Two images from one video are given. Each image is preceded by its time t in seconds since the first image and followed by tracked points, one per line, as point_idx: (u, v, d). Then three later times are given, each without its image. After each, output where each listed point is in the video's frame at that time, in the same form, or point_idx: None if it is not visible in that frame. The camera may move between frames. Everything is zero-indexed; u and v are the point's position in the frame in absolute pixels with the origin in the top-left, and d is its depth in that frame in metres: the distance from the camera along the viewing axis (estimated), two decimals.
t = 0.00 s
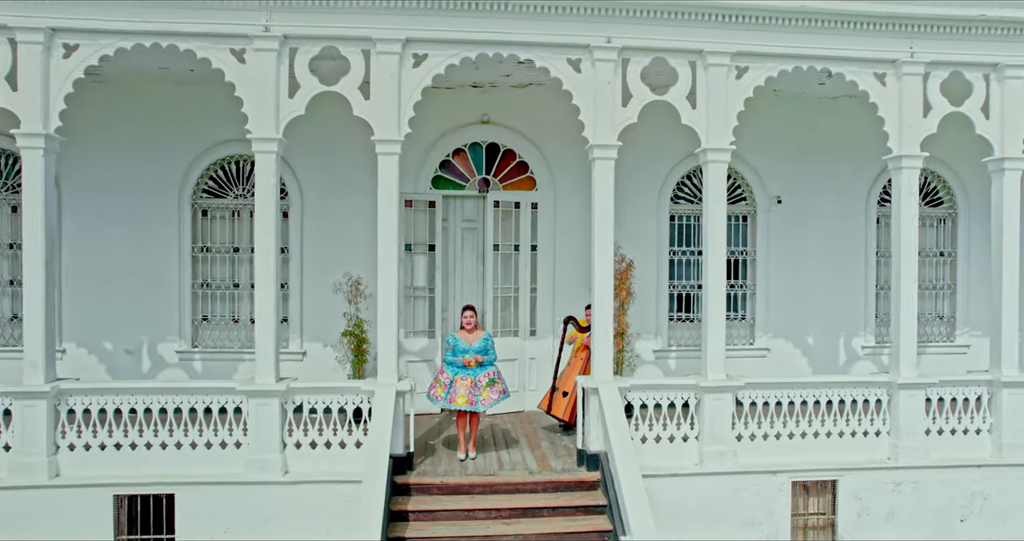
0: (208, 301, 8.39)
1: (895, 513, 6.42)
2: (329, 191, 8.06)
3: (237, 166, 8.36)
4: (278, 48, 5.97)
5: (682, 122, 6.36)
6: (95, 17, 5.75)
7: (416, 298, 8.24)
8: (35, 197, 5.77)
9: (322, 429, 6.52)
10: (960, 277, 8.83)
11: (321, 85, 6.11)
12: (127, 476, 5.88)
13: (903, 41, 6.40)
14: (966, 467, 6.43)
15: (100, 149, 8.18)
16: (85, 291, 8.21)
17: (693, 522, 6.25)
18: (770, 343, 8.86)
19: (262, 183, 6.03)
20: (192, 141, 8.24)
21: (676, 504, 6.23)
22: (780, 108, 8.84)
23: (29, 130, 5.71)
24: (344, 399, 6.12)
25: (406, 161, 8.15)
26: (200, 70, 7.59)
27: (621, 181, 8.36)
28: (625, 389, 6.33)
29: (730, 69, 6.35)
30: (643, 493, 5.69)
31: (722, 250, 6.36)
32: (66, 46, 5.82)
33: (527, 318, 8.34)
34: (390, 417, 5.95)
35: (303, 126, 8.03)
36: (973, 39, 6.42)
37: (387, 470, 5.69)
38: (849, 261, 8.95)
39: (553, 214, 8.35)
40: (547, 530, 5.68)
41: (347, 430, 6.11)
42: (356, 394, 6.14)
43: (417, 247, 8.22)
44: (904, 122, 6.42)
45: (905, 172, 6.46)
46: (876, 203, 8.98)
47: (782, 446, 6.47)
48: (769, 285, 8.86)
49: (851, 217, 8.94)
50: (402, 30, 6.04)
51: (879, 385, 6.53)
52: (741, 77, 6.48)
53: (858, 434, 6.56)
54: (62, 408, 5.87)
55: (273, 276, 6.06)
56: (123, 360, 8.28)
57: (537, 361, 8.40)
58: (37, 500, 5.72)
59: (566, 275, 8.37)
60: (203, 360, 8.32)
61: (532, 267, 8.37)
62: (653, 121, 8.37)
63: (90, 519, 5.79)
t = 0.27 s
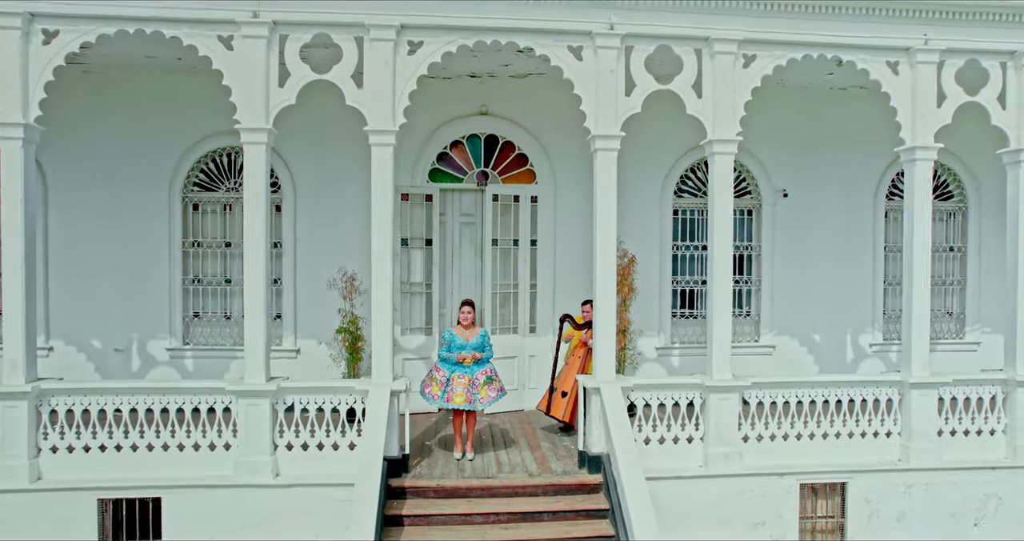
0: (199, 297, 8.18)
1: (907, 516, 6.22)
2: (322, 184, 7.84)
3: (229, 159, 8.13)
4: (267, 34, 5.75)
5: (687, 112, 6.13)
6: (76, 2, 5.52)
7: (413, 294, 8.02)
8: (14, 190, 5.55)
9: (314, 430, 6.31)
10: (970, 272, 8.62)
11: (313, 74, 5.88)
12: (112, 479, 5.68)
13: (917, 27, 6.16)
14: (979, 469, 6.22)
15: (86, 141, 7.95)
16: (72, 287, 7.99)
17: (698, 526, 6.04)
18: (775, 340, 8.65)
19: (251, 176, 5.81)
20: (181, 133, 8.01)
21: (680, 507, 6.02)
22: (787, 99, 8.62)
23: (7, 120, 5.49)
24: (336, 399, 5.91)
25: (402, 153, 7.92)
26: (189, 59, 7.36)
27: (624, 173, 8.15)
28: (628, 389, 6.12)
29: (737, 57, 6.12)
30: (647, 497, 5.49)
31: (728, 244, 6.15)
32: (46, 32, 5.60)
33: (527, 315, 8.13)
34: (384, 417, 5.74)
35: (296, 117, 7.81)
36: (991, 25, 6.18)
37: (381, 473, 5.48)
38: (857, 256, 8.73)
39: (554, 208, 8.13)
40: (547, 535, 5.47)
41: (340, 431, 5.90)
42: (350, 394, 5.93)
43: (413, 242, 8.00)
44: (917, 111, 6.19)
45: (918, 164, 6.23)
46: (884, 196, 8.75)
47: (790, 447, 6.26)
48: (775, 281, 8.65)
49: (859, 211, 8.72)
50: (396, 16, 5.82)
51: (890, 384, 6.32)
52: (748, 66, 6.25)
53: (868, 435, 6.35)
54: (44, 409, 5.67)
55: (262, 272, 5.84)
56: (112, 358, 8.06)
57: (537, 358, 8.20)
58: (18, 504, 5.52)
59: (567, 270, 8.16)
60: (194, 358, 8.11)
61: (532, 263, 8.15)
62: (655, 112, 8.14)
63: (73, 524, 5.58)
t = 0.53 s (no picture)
0: (190, 293, 7.96)
1: (918, 519, 6.02)
2: (316, 176, 7.62)
3: (220, 151, 7.91)
4: (256, 20, 5.52)
5: (693, 101, 5.91)
6: None
7: (409, 289, 7.81)
8: None
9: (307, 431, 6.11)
10: (980, 267, 8.41)
11: (303, 61, 5.66)
12: (96, 481, 5.49)
13: (932, 13, 5.93)
14: (993, 471, 6.02)
15: (73, 132, 7.73)
16: (59, 283, 7.78)
17: (702, 529, 5.85)
18: (780, 337, 8.45)
19: (239, 167, 5.58)
20: (171, 125, 7.79)
21: (684, 511, 5.82)
22: (793, 89, 8.40)
23: None
24: (329, 399, 5.71)
25: (398, 145, 7.69)
26: (177, 48, 7.13)
27: (626, 165, 7.92)
28: (631, 389, 5.91)
29: (744, 44, 5.90)
30: (651, 500, 5.28)
31: (735, 239, 5.94)
32: (24, 16, 5.38)
33: (526, 311, 7.92)
34: (378, 419, 5.53)
35: (289, 108, 7.58)
36: (1010, 11, 5.94)
37: (374, 476, 5.28)
38: (864, 250, 8.52)
39: (554, 201, 7.91)
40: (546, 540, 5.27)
41: (333, 432, 5.70)
42: (343, 394, 5.72)
43: (409, 236, 7.78)
44: (931, 100, 5.97)
45: (931, 156, 6.01)
46: (893, 189, 8.53)
47: (797, 448, 6.06)
48: (780, 276, 8.44)
49: (867, 204, 8.51)
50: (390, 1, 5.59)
51: (901, 383, 6.11)
52: (755, 54, 6.03)
53: (879, 436, 6.15)
54: (25, 410, 5.47)
55: (252, 268, 5.63)
56: (101, 355, 7.86)
57: (537, 355, 7.99)
58: None
59: (567, 265, 7.95)
60: (185, 355, 7.90)
61: (531, 257, 7.94)
62: (658, 102, 7.93)
63: (55, 528, 5.38)
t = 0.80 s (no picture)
0: (181, 289, 7.75)
1: (930, 522, 5.83)
2: (309, 168, 7.41)
3: (211, 143, 7.69)
4: (243, 6, 5.30)
5: (698, 90, 5.69)
6: None
7: (405, 285, 7.60)
8: None
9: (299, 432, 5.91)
10: (990, 262, 8.20)
11: (293, 48, 5.44)
12: (79, 484, 5.31)
13: None
14: (1007, 473, 5.83)
15: (59, 124, 7.51)
16: (46, 279, 7.57)
17: (707, 532, 5.66)
18: (786, 333, 8.25)
19: (227, 158, 5.37)
20: (160, 116, 7.58)
21: (689, 514, 5.63)
22: (801, 79, 8.16)
23: None
24: (321, 399, 5.51)
25: (394, 136, 7.48)
26: (165, 36, 6.91)
27: (629, 157, 7.72)
28: (633, 388, 5.71)
29: (752, 31, 5.69)
30: (655, 503, 5.09)
31: (743, 232, 5.72)
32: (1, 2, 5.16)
33: (525, 307, 7.72)
34: (371, 420, 5.34)
35: (281, 98, 7.36)
36: None
37: (367, 480, 5.08)
38: (872, 244, 8.32)
39: (554, 194, 7.70)
40: None
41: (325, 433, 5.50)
42: (335, 394, 5.53)
43: (406, 230, 7.55)
44: (945, 89, 5.76)
45: (945, 147, 5.80)
46: (902, 182, 8.32)
47: (805, 449, 5.86)
48: (786, 271, 8.23)
49: (875, 197, 8.29)
50: None
51: (913, 382, 5.91)
52: (763, 40, 5.80)
53: (890, 436, 5.95)
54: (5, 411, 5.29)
55: (240, 263, 5.42)
56: (89, 353, 7.66)
57: (536, 352, 7.80)
58: None
59: (568, 260, 7.75)
60: (176, 352, 7.69)
61: (531, 252, 7.73)
62: (662, 92, 7.72)
63: (37, 532, 5.21)
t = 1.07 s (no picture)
0: (171, 283, 7.54)
1: (941, 525, 5.64)
2: (302, 160, 7.20)
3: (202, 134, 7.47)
4: None
5: (704, 78, 5.48)
6: None
7: (401, 279, 7.39)
8: None
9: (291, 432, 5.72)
10: (1001, 256, 7.98)
11: (282, 33, 5.22)
12: (61, 487, 5.12)
13: None
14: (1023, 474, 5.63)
15: (44, 114, 7.30)
16: (31, 274, 7.37)
17: (712, 536, 5.47)
18: (791, 329, 8.05)
19: (213, 148, 5.16)
20: (148, 105, 7.36)
21: (693, 517, 5.44)
22: (807, 69, 7.94)
23: None
24: (313, 399, 5.32)
25: (389, 127, 7.26)
26: (152, 23, 6.68)
27: (631, 148, 7.50)
28: (636, 387, 5.51)
29: (760, 16, 5.47)
30: (659, 507, 4.90)
31: (750, 226, 5.51)
32: None
33: (524, 303, 7.52)
34: (364, 420, 5.14)
35: (272, 88, 7.15)
36: None
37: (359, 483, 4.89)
38: (879, 237, 8.11)
39: (554, 187, 7.49)
40: None
41: (316, 434, 5.30)
42: (327, 393, 5.33)
43: (401, 224, 7.35)
44: (961, 77, 5.53)
45: (961, 137, 5.59)
46: (911, 174, 8.10)
47: (814, 450, 5.67)
48: (791, 265, 8.02)
49: (883, 190, 8.08)
50: None
51: (925, 380, 5.72)
52: (772, 26, 5.59)
53: (901, 436, 5.76)
54: None
55: (227, 258, 5.22)
56: (77, 349, 7.47)
57: (536, 349, 7.61)
58: None
59: (568, 254, 7.55)
60: (166, 349, 7.50)
61: (531, 246, 7.53)
62: (665, 82, 7.51)
63: (18, 537, 5.04)
